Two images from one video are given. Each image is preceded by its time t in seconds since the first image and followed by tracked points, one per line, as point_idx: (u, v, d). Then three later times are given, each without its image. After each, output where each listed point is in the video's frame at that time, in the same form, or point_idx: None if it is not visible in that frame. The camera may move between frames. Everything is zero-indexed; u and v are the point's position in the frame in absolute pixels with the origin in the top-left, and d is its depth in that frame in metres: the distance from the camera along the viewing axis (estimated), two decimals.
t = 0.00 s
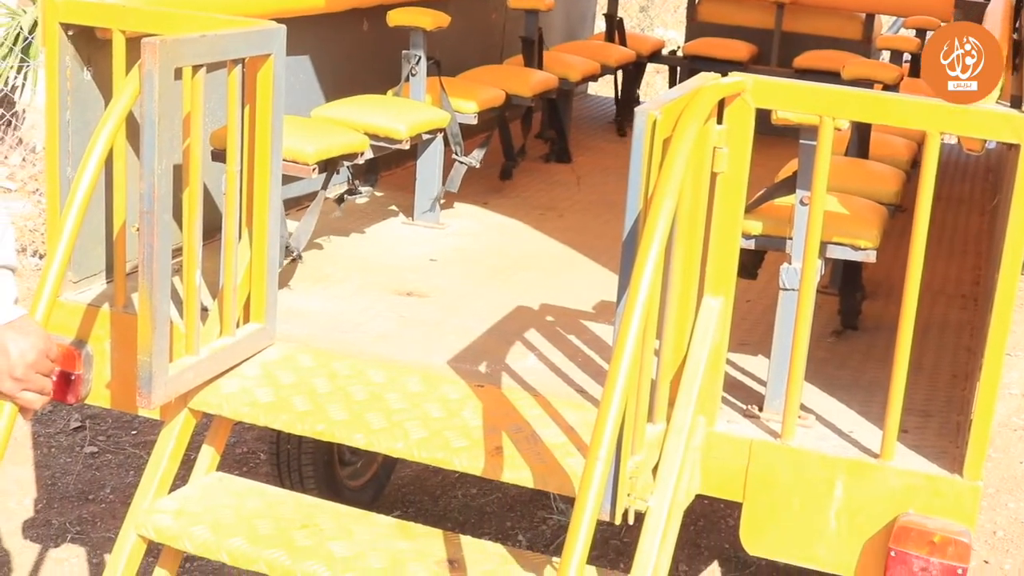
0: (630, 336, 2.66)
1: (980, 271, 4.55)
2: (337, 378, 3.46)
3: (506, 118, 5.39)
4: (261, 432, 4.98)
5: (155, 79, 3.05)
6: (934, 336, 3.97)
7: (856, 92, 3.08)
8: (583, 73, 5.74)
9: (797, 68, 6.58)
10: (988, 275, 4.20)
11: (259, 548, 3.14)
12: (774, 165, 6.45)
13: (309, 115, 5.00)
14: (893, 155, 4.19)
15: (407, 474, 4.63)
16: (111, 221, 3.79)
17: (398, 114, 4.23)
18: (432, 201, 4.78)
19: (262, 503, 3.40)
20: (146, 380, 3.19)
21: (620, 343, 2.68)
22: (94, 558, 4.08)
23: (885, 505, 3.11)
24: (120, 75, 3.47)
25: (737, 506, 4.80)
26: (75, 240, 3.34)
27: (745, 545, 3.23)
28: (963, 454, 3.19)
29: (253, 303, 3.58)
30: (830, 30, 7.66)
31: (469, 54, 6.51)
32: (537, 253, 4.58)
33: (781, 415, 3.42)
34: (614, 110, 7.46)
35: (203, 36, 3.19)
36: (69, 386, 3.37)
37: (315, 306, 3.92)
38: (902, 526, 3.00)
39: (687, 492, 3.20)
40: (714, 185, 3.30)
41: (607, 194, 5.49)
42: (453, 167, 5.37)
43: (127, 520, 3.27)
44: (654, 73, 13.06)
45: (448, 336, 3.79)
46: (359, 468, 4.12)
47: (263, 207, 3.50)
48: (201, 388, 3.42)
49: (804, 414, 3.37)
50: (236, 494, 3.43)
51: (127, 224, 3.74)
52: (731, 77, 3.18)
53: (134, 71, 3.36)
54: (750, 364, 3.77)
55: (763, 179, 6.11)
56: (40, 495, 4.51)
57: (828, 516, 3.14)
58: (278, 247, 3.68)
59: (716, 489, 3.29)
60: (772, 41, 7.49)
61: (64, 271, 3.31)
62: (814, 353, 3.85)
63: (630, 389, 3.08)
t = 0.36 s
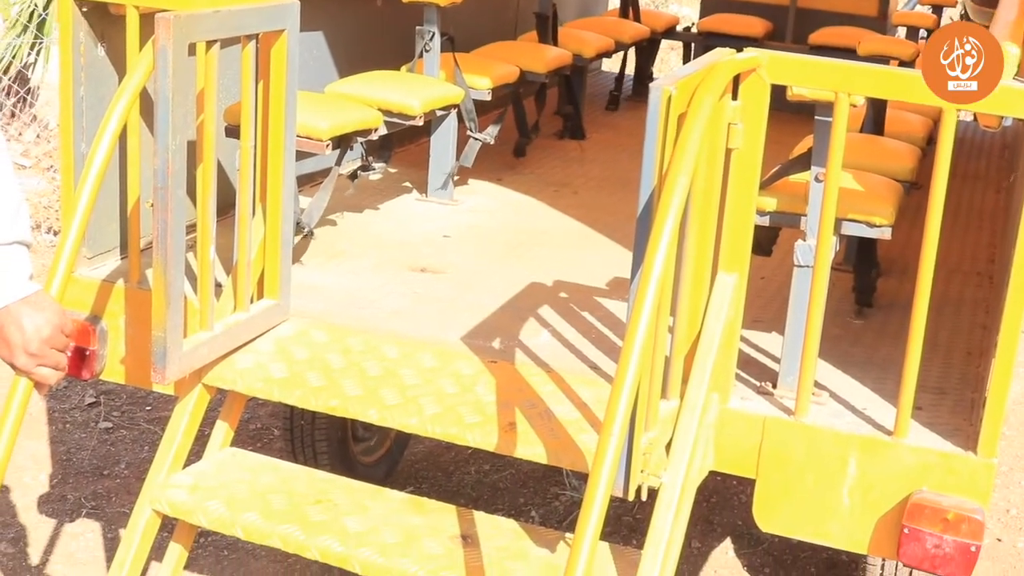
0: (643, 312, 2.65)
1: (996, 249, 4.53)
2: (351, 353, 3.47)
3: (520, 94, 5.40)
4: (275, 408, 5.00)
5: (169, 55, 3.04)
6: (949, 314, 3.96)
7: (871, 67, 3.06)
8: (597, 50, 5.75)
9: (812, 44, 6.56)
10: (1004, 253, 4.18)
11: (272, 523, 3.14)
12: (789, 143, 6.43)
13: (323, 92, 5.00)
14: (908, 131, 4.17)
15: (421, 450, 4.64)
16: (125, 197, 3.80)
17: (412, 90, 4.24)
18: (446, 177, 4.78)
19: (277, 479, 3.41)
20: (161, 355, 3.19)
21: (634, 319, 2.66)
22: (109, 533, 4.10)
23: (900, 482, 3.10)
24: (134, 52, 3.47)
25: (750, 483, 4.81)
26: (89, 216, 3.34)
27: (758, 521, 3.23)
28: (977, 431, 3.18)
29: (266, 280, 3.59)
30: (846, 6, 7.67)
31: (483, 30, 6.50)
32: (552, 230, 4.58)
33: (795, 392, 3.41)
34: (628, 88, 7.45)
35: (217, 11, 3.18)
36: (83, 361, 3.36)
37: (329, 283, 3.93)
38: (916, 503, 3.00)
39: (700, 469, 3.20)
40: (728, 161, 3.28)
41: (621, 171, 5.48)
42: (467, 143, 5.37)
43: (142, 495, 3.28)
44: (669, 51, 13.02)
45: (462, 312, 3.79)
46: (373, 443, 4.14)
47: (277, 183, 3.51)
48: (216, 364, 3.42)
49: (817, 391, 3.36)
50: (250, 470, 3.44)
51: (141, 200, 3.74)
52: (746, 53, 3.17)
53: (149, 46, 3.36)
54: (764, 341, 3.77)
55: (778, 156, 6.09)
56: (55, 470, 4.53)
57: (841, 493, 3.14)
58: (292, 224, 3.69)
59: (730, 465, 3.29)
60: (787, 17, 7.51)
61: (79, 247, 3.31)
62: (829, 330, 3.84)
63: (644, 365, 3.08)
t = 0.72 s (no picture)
0: (656, 287, 2.63)
1: (1010, 225, 4.51)
2: (363, 328, 3.47)
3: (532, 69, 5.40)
4: (288, 383, 5.02)
5: (181, 29, 3.04)
6: (962, 290, 3.95)
7: (884, 42, 3.05)
8: (610, 25, 5.74)
9: (826, 19, 6.53)
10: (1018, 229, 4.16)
11: (285, 497, 3.15)
12: (803, 119, 6.41)
13: (335, 67, 4.99)
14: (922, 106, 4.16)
15: (433, 425, 4.66)
16: (138, 173, 3.81)
17: (425, 65, 4.23)
18: (458, 152, 4.78)
19: (290, 452, 3.42)
20: (174, 330, 3.19)
21: (646, 293, 2.65)
22: (123, 507, 4.13)
23: (912, 458, 3.09)
24: (146, 26, 3.46)
25: (762, 458, 4.81)
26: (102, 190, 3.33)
27: (770, 496, 3.23)
28: (990, 408, 3.17)
29: (279, 255, 3.59)
30: None
31: (495, 5, 6.48)
32: (564, 205, 4.58)
33: (807, 367, 3.40)
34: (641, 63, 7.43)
35: None
36: (98, 337, 3.25)
37: (342, 257, 3.93)
38: (928, 479, 3.00)
39: (712, 444, 3.20)
40: (741, 137, 3.27)
41: (633, 147, 5.47)
42: (479, 119, 5.37)
43: (155, 468, 3.29)
44: (682, 26, 12.97)
45: (475, 287, 3.79)
46: (385, 418, 4.15)
47: (290, 158, 3.51)
48: (228, 338, 3.43)
49: (830, 366, 3.36)
50: (264, 443, 3.46)
51: (154, 174, 3.74)
52: (760, 28, 3.15)
53: (161, 20, 3.35)
54: (777, 317, 3.76)
55: (791, 132, 6.07)
56: (69, 444, 4.55)
57: (854, 468, 3.14)
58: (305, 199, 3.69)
59: (742, 441, 3.29)
60: None
61: (92, 222, 3.31)
62: (842, 306, 3.83)
63: (657, 340, 3.07)
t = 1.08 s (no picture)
0: (669, 261, 2.60)
1: None
2: (376, 302, 3.47)
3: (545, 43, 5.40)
4: (300, 356, 5.03)
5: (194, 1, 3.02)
6: (976, 265, 3.94)
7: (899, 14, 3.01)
8: None
9: None
10: None
11: (298, 470, 3.16)
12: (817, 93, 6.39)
13: (346, 41, 4.98)
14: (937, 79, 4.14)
15: (445, 399, 4.67)
16: (150, 146, 3.81)
17: (438, 39, 4.23)
18: (470, 127, 4.77)
19: (303, 425, 3.43)
20: (187, 303, 3.20)
21: (660, 267, 2.62)
22: (136, 480, 4.15)
23: (926, 432, 3.08)
24: None
25: (774, 433, 4.82)
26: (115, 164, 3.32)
27: (783, 470, 3.23)
28: (1003, 382, 3.16)
29: (291, 228, 3.59)
30: None
31: None
32: (577, 179, 4.57)
33: (820, 342, 3.40)
34: (655, 37, 7.40)
35: None
36: (111, 309, 3.18)
37: (354, 231, 3.93)
38: (941, 453, 2.99)
39: (725, 418, 3.19)
40: (756, 110, 3.25)
41: (646, 121, 5.46)
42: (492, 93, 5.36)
43: (169, 441, 3.29)
44: (694, 1, 12.91)
45: (487, 261, 3.79)
46: (397, 392, 4.17)
47: (303, 132, 3.50)
48: (242, 311, 3.43)
49: (843, 341, 3.35)
50: (277, 416, 3.47)
51: (167, 147, 3.74)
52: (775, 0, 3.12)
53: None
54: (790, 292, 3.76)
55: (805, 107, 6.05)
56: (83, 418, 4.56)
57: (866, 442, 3.13)
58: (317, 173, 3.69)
59: (754, 415, 3.28)
60: None
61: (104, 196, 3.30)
62: (855, 281, 3.83)
63: (670, 314, 3.05)
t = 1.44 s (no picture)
0: (681, 238, 2.59)
1: None
2: (387, 278, 3.47)
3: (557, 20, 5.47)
4: (311, 333, 5.04)
5: None
6: (988, 243, 3.93)
7: None
8: None
9: None
10: None
11: (309, 446, 3.16)
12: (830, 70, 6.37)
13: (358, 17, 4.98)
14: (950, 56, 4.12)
15: (456, 376, 4.68)
16: (162, 122, 3.81)
17: (450, 15, 4.24)
18: (481, 103, 4.77)
19: (314, 401, 3.44)
20: (199, 280, 3.19)
21: (672, 243, 2.61)
22: (149, 456, 4.17)
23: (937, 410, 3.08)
24: None
25: (785, 410, 4.82)
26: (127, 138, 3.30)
27: (793, 448, 3.23)
28: (1015, 359, 3.15)
29: (303, 205, 3.59)
30: None
31: None
32: (588, 156, 4.57)
33: (832, 319, 3.39)
34: (667, 13, 7.38)
35: None
36: (123, 285, 3.09)
37: (366, 207, 3.93)
38: (952, 431, 2.99)
39: (736, 395, 3.18)
40: (768, 86, 3.22)
41: (658, 98, 5.45)
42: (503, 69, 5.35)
43: (180, 417, 3.29)
44: None
45: (498, 237, 3.79)
46: (407, 369, 4.18)
47: (314, 109, 3.50)
48: (253, 287, 3.43)
49: (855, 318, 3.34)
50: (288, 392, 3.48)
51: (178, 123, 3.75)
52: None
53: None
54: (801, 269, 3.75)
55: (817, 83, 6.04)
56: (95, 393, 4.58)
57: (877, 420, 3.12)
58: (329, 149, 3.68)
59: (765, 392, 3.28)
60: None
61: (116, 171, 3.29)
62: (867, 258, 3.82)
63: (681, 290, 3.04)
